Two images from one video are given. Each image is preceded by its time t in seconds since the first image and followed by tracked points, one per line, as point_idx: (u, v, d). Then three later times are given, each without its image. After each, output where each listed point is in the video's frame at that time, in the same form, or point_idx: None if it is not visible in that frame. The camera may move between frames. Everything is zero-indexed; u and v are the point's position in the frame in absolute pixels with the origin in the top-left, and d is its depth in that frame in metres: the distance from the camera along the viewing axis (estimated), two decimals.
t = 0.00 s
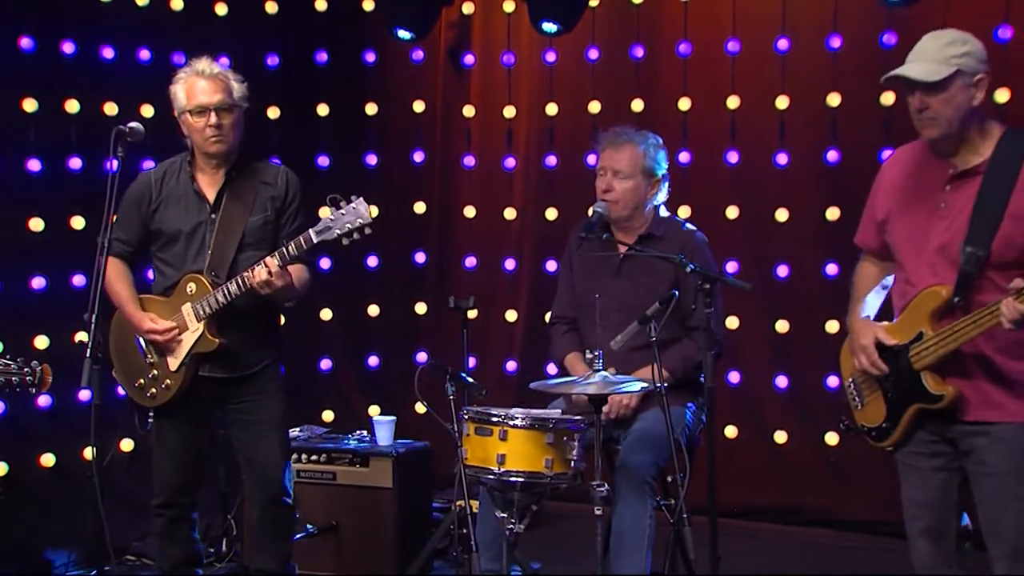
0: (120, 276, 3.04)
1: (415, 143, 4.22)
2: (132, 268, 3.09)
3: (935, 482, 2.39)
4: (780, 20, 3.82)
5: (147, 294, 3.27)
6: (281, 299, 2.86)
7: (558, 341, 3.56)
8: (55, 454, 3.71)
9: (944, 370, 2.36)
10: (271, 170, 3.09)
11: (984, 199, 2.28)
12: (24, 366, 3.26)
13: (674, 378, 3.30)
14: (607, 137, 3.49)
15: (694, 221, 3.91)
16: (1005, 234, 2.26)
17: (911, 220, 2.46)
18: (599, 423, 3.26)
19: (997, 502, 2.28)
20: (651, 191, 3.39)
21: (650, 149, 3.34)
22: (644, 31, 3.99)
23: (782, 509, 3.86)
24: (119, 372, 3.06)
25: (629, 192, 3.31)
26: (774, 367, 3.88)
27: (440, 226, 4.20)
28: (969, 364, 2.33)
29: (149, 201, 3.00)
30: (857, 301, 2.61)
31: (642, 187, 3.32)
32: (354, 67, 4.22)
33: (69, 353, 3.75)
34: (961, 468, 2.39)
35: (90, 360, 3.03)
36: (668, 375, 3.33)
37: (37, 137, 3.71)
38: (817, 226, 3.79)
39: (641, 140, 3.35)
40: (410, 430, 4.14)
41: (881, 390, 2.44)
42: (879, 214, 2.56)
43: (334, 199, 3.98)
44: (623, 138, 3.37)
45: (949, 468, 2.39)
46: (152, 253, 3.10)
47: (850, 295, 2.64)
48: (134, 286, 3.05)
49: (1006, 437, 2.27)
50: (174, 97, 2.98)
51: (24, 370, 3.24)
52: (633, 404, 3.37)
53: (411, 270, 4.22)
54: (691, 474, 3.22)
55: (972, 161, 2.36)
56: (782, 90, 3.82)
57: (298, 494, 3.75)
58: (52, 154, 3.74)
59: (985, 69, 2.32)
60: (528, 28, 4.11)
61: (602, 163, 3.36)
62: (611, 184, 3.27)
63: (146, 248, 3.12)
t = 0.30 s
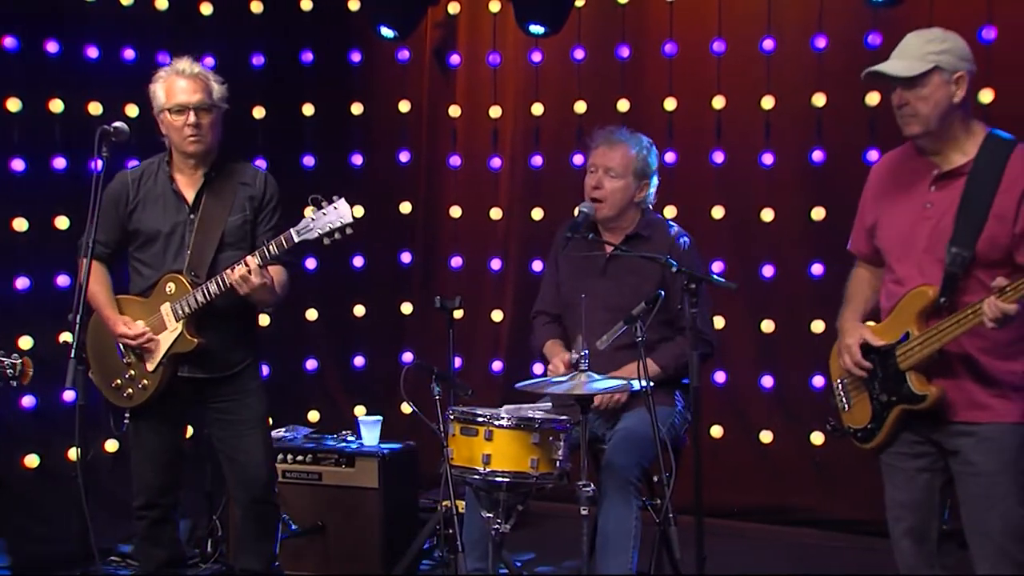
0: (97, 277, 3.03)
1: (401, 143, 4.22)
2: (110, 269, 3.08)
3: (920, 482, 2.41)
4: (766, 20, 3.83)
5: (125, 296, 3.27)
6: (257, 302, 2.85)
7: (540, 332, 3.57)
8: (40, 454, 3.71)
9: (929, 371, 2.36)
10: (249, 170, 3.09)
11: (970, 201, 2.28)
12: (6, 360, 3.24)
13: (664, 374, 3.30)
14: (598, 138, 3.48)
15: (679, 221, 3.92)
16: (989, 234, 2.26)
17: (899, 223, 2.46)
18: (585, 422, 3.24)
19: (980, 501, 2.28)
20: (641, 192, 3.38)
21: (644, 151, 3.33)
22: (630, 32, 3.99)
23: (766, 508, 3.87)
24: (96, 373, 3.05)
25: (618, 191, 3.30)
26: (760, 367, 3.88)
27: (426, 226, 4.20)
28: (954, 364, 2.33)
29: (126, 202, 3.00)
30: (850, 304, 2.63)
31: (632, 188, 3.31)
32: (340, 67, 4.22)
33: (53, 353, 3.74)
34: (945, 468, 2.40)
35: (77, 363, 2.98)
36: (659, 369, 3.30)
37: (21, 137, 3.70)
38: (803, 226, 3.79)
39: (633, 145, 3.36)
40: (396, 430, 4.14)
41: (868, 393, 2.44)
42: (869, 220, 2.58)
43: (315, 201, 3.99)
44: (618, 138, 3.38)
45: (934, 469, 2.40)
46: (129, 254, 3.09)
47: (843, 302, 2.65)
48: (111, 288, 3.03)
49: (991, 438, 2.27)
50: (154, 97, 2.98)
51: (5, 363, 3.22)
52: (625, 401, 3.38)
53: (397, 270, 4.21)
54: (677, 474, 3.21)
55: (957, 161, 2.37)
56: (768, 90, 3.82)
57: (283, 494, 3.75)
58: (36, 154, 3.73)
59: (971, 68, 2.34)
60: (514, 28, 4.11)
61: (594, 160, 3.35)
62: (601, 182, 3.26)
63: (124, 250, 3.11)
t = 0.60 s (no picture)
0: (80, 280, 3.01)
1: (388, 143, 4.21)
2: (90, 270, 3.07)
3: (907, 480, 2.41)
4: (751, 20, 3.84)
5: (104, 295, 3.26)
6: (238, 302, 2.85)
7: (530, 339, 3.57)
8: (25, 455, 3.69)
9: (916, 366, 2.35)
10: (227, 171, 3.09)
11: (957, 199, 2.29)
12: None
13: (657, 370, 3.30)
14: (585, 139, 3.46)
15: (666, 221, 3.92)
16: (977, 230, 2.27)
17: (888, 217, 2.46)
18: (572, 422, 3.24)
19: (967, 499, 2.28)
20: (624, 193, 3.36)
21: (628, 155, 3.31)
22: (617, 32, 3.99)
23: (752, 508, 3.88)
24: (76, 374, 3.04)
25: (604, 194, 3.28)
26: (746, 367, 3.88)
27: (413, 226, 4.20)
28: (941, 360, 2.33)
29: (106, 202, 2.99)
30: (837, 303, 2.63)
31: (615, 193, 3.30)
32: (326, 67, 4.21)
33: (38, 353, 3.73)
34: (933, 467, 2.41)
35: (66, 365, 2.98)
36: (650, 365, 3.31)
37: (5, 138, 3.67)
38: (789, 226, 3.80)
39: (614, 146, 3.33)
40: (383, 430, 4.14)
41: (857, 389, 2.43)
42: (856, 218, 2.57)
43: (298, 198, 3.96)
44: (602, 141, 3.34)
45: (922, 466, 2.41)
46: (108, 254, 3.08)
47: (829, 302, 2.65)
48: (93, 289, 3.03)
49: (975, 435, 2.28)
50: (133, 98, 2.97)
51: None
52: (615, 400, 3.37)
53: (383, 270, 4.21)
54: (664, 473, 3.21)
55: (942, 159, 2.38)
56: (754, 90, 3.83)
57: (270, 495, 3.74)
58: (21, 154, 3.70)
59: (953, 69, 2.34)
60: (500, 28, 4.12)
61: (579, 163, 3.31)
62: (587, 185, 3.22)
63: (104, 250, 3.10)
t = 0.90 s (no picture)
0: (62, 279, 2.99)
1: (374, 143, 4.21)
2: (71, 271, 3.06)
3: (896, 478, 2.41)
4: (737, 21, 3.84)
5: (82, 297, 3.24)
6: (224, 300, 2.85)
7: (518, 343, 3.52)
8: (9, 455, 3.68)
9: (900, 363, 2.36)
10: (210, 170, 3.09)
11: (941, 198, 2.30)
12: None
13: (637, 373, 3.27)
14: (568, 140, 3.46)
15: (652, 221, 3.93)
16: (962, 228, 2.27)
17: (875, 210, 2.46)
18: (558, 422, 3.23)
19: (951, 497, 2.29)
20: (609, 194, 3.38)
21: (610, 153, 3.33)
22: (603, 32, 3.99)
23: (737, 507, 3.89)
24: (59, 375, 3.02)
25: (589, 194, 3.28)
26: (732, 368, 3.89)
27: (399, 226, 4.19)
28: (925, 357, 2.34)
29: (85, 202, 2.98)
30: (824, 298, 2.63)
31: (601, 192, 3.30)
32: (311, 67, 4.21)
33: (23, 353, 3.72)
34: (920, 464, 2.41)
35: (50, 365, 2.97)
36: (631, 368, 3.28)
37: None
38: (775, 226, 3.80)
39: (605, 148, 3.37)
40: (369, 430, 4.14)
41: (842, 385, 2.43)
42: (843, 211, 2.57)
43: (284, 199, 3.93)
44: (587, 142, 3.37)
45: (910, 464, 2.41)
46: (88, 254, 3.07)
47: (816, 296, 2.66)
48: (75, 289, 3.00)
49: (960, 433, 2.29)
50: (118, 98, 2.96)
51: None
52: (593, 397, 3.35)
53: (369, 270, 4.21)
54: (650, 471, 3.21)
55: (930, 155, 2.39)
56: (740, 90, 3.83)
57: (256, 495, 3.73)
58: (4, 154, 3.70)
59: (944, 62, 2.34)
60: (486, 28, 4.11)
61: (564, 164, 3.33)
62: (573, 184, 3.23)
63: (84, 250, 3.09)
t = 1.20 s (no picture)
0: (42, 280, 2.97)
1: (359, 143, 4.21)
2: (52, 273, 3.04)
3: (875, 480, 2.41)
4: (722, 21, 3.85)
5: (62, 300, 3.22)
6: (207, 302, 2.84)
7: (503, 340, 3.51)
8: None
9: (883, 367, 2.37)
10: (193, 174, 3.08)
11: (924, 203, 2.31)
12: None
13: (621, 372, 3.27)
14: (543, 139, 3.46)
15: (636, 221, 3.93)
16: (945, 234, 2.28)
17: (859, 221, 2.47)
18: (543, 423, 3.22)
19: (933, 498, 2.29)
20: (594, 186, 3.37)
21: (589, 147, 3.32)
22: (588, 33, 4.00)
23: (721, 506, 3.90)
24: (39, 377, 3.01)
25: (570, 188, 3.30)
26: (716, 367, 3.89)
27: (383, 224, 4.21)
28: (907, 359, 2.35)
29: (67, 205, 2.97)
30: (810, 303, 2.64)
31: (583, 184, 3.31)
32: (296, 67, 4.20)
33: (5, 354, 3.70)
34: (900, 466, 2.41)
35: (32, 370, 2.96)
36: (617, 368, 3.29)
37: None
38: (759, 226, 3.81)
39: (581, 140, 3.35)
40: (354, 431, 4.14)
41: (824, 387, 2.44)
42: (827, 219, 2.58)
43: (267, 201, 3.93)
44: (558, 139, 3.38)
45: (890, 465, 2.41)
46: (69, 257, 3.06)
47: (802, 299, 2.67)
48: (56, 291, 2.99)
49: (941, 435, 2.29)
50: (100, 107, 2.91)
51: None
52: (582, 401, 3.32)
53: (354, 270, 4.21)
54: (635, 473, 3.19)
55: (914, 161, 2.39)
56: (725, 91, 3.84)
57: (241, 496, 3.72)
58: None
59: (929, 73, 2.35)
60: (471, 29, 4.13)
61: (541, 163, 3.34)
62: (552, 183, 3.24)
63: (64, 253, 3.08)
